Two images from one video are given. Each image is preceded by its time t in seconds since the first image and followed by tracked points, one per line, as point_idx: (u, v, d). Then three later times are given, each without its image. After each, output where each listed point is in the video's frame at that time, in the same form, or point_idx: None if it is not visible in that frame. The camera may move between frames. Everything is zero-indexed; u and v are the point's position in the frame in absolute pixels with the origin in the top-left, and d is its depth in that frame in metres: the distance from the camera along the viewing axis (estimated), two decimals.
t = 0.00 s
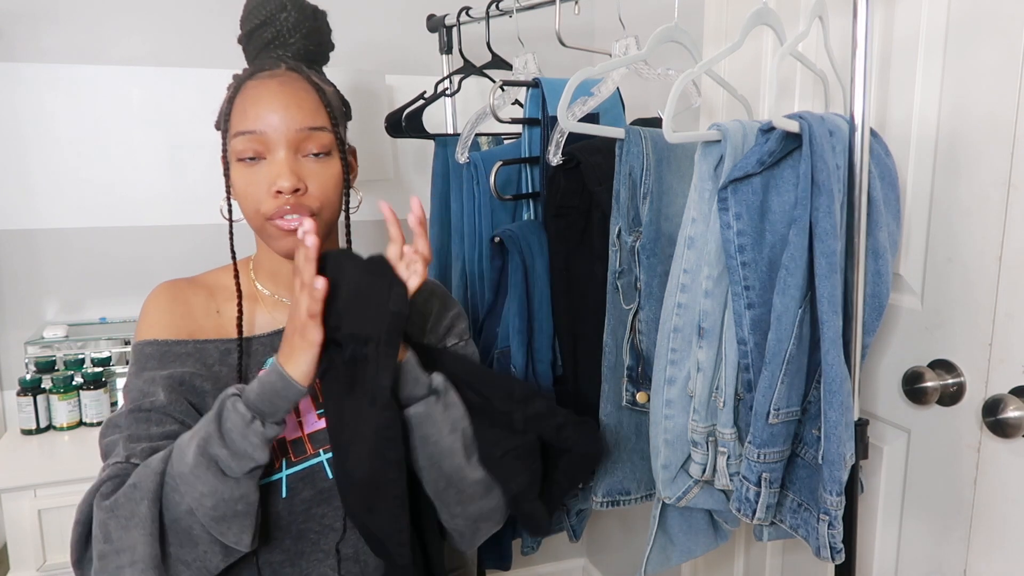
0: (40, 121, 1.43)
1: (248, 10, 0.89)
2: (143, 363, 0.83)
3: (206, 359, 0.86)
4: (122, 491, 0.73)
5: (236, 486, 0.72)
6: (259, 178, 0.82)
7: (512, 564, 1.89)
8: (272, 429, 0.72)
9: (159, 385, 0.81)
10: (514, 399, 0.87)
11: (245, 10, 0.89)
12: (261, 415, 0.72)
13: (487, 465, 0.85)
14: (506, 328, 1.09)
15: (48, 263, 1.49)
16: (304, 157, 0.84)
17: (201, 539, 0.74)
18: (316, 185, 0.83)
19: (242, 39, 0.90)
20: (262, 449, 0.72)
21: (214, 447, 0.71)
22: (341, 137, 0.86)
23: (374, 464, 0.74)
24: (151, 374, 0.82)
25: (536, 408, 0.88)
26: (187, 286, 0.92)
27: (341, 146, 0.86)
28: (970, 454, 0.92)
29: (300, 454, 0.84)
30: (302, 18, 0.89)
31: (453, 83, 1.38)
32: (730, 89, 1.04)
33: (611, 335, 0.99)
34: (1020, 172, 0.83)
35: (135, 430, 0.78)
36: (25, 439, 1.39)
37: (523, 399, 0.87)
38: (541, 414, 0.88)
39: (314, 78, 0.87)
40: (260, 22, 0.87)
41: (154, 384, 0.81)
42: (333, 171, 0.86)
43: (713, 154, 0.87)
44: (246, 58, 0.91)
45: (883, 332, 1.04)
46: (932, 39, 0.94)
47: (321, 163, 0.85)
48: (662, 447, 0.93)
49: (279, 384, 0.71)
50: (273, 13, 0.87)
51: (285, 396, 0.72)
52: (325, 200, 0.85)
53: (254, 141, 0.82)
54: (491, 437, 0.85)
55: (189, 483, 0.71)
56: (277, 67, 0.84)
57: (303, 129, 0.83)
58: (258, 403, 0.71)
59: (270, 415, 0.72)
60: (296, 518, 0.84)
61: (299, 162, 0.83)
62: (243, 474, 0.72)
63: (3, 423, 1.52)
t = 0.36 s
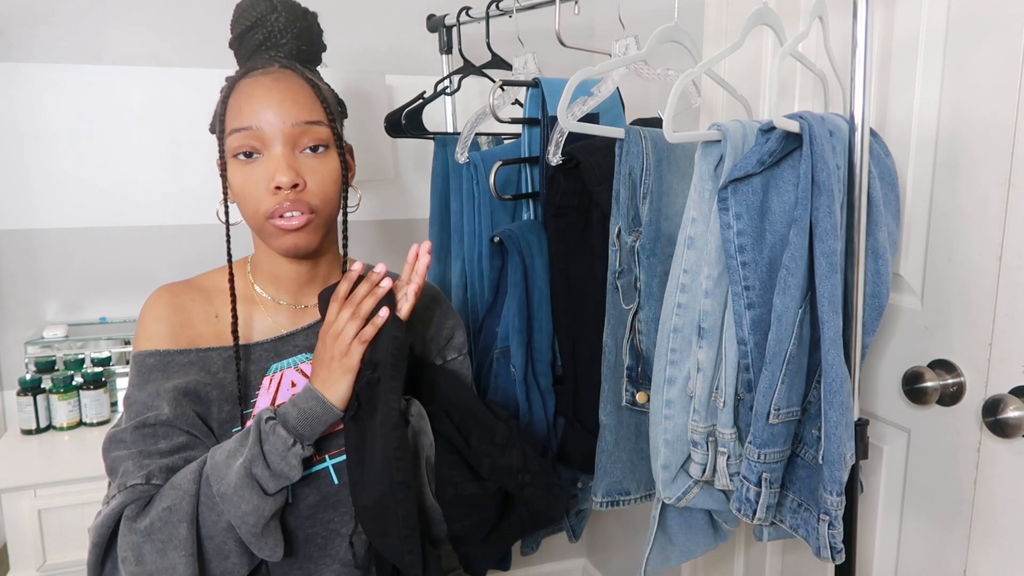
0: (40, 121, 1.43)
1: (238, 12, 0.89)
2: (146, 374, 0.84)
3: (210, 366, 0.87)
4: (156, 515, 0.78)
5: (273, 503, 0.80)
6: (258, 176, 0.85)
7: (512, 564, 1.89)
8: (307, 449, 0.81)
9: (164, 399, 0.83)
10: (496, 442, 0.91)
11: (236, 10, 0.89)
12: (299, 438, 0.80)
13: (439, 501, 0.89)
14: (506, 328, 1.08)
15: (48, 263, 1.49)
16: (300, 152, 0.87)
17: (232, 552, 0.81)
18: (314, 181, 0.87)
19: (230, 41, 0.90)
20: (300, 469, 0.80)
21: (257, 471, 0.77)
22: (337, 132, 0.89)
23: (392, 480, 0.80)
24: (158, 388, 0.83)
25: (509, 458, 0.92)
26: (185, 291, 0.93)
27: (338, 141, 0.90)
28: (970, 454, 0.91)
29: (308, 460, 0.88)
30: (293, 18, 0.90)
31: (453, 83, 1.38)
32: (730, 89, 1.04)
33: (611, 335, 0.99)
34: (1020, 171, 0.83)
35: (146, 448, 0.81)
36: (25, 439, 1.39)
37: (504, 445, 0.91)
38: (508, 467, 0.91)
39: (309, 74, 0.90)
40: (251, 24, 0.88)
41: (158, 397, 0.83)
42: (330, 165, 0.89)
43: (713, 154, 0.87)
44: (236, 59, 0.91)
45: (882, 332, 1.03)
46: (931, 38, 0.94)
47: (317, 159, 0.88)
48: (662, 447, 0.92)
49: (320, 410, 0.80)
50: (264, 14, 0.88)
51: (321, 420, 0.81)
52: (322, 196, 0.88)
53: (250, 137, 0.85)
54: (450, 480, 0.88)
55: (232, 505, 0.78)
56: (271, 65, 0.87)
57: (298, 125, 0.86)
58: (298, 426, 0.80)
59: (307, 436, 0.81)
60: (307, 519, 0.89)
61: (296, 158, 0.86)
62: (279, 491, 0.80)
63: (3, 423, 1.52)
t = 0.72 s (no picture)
0: (41, 121, 1.43)
1: (243, 10, 0.89)
2: (143, 381, 0.84)
3: (207, 370, 0.87)
4: (157, 524, 0.78)
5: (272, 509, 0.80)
6: (260, 176, 0.86)
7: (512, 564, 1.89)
8: (304, 455, 0.81)
9: (160, 406, 0.82)
10: (494, 447, 0.90)
11: (241, 7, 0.89)
12: (296, 445, 0.80)
13: (435, 504, 0.89)
14: (506, 327, 1.08)
15: (48, 263, 1.49)
16: (304, 154, 0.87)
17: (235, 556, 0.82)
18: (317, 182, 0.88)
19: (236, 37, 0.89)
20: (298, 474, 0.80)
21: (255, 479, 0.78)
22: (341, 134, 0.90)
23: (383, 493, 0.80)
24: (155, 396, 0.83)
25: (507, 464, 0.91)
26: (181, 291, 0.92)
27: (342, 144, 0.90)
28: (970, 454, 0.92)
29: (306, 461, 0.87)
30: (299, 17, 0.89)
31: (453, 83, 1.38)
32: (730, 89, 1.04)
33: (611, 335, 0.99)
34: (1020, 171, 0.83)
35: (143, 456, 0.81)
36: (25, 439, 1.39)
37: (501, 450, 0.91)
38: (506, 473, 0.91)
39: (316, 74, 0.90)
40: (256, 22, 0.87)
41: (155, 404, 0.83)
42: (334, 168, 0.90)
43: (713, 154, 0.87)
44: (241, 57, 0.90)
45: (882, 332, 1.04)
46: (932, 39, 0.94)
47: (321, 160, 0.89)
48: (662, 447, 0.92)
49: (316, 417, 0.80)
50: (270, 12, 0.88)
51: (316, 427, 0.80)
52: (325, 197, 0.89)
53: (254, 136, 0.85)
54: (447, 484, 0.89)
55: (232, 513, 0.78)
56: (278, 65, 0.87)
57: (304, 127, 0.86)
58: (294, 434, 0.80)
59: (302, 443, 0.81)
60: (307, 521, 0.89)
61: (299, 159, 0.87)
62: (278, 497, 0.80)
63: (3, 423, 1.52)
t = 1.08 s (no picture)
0: (40, 121, 1.43)
1: (289, 8, 0.91)
2: (144, 371, 0.85)
3: (208, 363, 0.88)
4: (148, 514, 0.78)
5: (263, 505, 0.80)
6: (270, 172, 0.85)
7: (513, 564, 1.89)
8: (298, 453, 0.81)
9: (158, 397, 0.83)
10: (490, 458, 0.91)
11: (285, 9, 0.92)
12: (291, 443, 0.80)
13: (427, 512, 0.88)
14: (507, 327, 1.08)
15: (47, 263, 1.49)
16: (316, 156, 0.87)
17: (225, 550, 0.82)
18: (325, 186, 0.87)
19: (276, 36, 0.92)
20: (292, 472, 0.80)
21: (248, 474, 0.77)
22: (357, 141, 0.89)
23: (371, 496, 0.80)
24: (154, 387, 0.84)
25: (502, 476, 0.92)
26: (185, 285, 0.93)
27: (357, 152, 0.90)
28: (970, 454, 0.92)
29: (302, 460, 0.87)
30: (338, 23, 0.92)
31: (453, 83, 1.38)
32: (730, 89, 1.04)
33: (611, 335, 0.99)
34: (1021, 172, 0.84)
35: (140, 446, 0.81)
36: (25, 439, 1.39)
37: (498, 462, 0.92)
38: (500, 485, 0.91)
39: (340, 81, 0.90)
40: (297, 23, 0.90)
41: (153, 394, 0.83)
42: (346, 174, 0.89)
43: (713, 154, 0.87)
44: (279, 54, 0.93)
45: (882, 332, 1.04)
46: (932, 39, 0.94)
47: (334, 165, 0.88)
48: (663, 447, 0.93)
49: (313, 416, 0.80)
50: (311, 15, 0.90)
51: (312, 426, 0.80)
52: (332, 202, 0.88)
53: (269, 134, 0.85)
54: (440, 491, 0.87)
55: (222, 506, 0.78)
56: (305, 67, 0.88)
57: (320, 130, 0.86)
58: (289, 431, 0.80)
59: (297, 441, 0.80)
60: (297, 520, 0.89)
61: (311, 160, 0.86)
62: (270, 494, 0.80)
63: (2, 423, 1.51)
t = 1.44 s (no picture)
0: (41, 121, 1.43)
1: (310, 17, 0.91)
2: (173, 364, 0.84)
3: (238, 359, 0.87)
4: (178, 508, 0.78)
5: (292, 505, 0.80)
6: (308, 175, 0.85)
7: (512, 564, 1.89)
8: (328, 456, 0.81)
9: (188, 391, 0.82)
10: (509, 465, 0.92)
11: (306, 18, 0.91)
12: (319, 446, 0.80)
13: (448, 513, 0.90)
14: (506, 327, 1.07)
15: (48, 263, 1.49)
16: (352, 156, 0.87)
17: (248, 546, 0.82)
18: (363, 184, 0.87)
19: (299, 46, 0.92)
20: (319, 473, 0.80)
21: (277, 474, 0.78)
22: (390, 139, 0.89)
23: (411, 497, 0.82)
24: (185, 381, 0.83)
25: (521, 482, 0.93)
26: (213, 277, 0.91)
27: (390, 149, 0.89)
28: (970, 454, 0.92)
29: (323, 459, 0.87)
30: (360, 29, 0.90)
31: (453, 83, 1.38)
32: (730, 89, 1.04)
33: (611, 335, 0.99)
34: (1020, 172, 0.84)
35: (168, 439, 0.81)
36: (25, 439, 1.38)
37: (516, 468, 0.92)
38: (519, 490, 0.93)
39: (370, 81, 0.90)
40: (319, 30, 0.89)
41: (183, 388, 0.83)
42: (380, 171, 0.89)
43: (713, 154, 0.87)
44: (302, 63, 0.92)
45: (882, 332, 1.04)
46: (932, 39, 0.94)
47: (369, 164, 0.88)
48: (662, 447, 0.93)
49: (342, 420, 0.79)
50: (333, 22, 0.90)
51: (340, 430, 0.80)
52: (369, 200, 0.88)
53: (305, 136, 0.85)
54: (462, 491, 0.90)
55: (251, 504, 0.79)
56: (334, 70, 0.88)
57: (353, 129, 0.86)
58: (318, 435, 0.79)
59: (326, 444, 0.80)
60: (320, 516, 0.88)
61: (347, 160, 0.86)
62: (297, 494, 0.80)
63: (2, 423, 1.51)
